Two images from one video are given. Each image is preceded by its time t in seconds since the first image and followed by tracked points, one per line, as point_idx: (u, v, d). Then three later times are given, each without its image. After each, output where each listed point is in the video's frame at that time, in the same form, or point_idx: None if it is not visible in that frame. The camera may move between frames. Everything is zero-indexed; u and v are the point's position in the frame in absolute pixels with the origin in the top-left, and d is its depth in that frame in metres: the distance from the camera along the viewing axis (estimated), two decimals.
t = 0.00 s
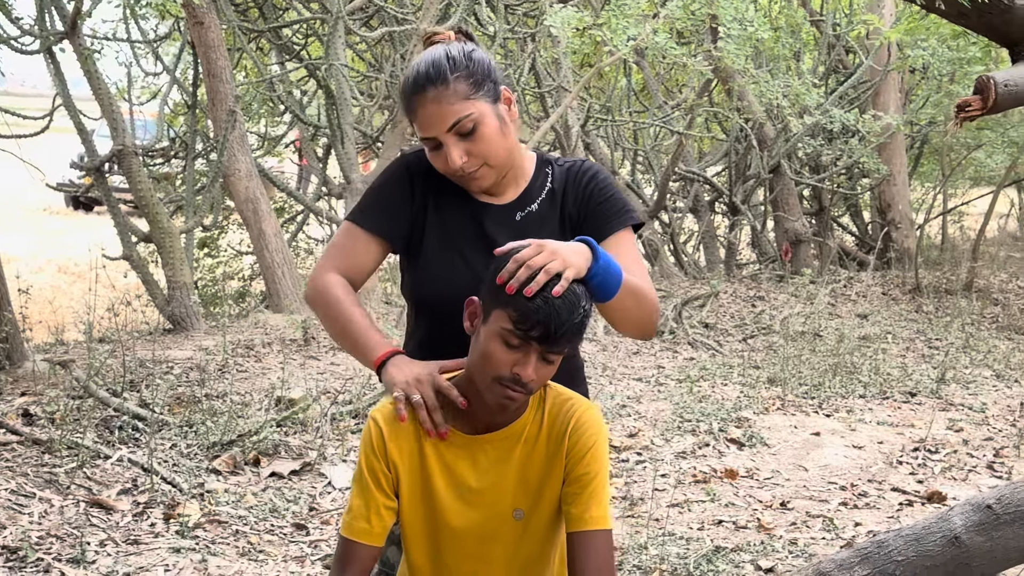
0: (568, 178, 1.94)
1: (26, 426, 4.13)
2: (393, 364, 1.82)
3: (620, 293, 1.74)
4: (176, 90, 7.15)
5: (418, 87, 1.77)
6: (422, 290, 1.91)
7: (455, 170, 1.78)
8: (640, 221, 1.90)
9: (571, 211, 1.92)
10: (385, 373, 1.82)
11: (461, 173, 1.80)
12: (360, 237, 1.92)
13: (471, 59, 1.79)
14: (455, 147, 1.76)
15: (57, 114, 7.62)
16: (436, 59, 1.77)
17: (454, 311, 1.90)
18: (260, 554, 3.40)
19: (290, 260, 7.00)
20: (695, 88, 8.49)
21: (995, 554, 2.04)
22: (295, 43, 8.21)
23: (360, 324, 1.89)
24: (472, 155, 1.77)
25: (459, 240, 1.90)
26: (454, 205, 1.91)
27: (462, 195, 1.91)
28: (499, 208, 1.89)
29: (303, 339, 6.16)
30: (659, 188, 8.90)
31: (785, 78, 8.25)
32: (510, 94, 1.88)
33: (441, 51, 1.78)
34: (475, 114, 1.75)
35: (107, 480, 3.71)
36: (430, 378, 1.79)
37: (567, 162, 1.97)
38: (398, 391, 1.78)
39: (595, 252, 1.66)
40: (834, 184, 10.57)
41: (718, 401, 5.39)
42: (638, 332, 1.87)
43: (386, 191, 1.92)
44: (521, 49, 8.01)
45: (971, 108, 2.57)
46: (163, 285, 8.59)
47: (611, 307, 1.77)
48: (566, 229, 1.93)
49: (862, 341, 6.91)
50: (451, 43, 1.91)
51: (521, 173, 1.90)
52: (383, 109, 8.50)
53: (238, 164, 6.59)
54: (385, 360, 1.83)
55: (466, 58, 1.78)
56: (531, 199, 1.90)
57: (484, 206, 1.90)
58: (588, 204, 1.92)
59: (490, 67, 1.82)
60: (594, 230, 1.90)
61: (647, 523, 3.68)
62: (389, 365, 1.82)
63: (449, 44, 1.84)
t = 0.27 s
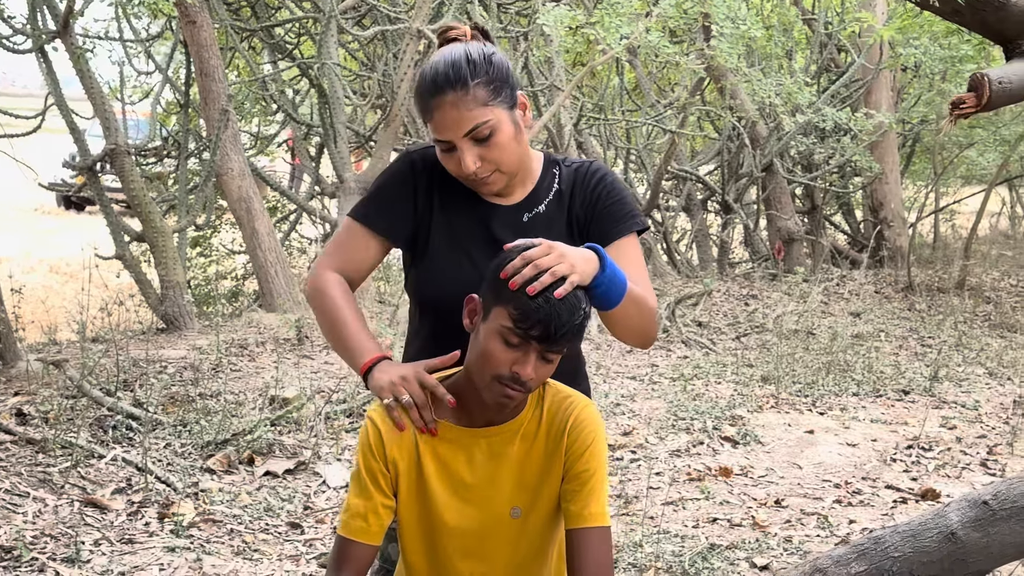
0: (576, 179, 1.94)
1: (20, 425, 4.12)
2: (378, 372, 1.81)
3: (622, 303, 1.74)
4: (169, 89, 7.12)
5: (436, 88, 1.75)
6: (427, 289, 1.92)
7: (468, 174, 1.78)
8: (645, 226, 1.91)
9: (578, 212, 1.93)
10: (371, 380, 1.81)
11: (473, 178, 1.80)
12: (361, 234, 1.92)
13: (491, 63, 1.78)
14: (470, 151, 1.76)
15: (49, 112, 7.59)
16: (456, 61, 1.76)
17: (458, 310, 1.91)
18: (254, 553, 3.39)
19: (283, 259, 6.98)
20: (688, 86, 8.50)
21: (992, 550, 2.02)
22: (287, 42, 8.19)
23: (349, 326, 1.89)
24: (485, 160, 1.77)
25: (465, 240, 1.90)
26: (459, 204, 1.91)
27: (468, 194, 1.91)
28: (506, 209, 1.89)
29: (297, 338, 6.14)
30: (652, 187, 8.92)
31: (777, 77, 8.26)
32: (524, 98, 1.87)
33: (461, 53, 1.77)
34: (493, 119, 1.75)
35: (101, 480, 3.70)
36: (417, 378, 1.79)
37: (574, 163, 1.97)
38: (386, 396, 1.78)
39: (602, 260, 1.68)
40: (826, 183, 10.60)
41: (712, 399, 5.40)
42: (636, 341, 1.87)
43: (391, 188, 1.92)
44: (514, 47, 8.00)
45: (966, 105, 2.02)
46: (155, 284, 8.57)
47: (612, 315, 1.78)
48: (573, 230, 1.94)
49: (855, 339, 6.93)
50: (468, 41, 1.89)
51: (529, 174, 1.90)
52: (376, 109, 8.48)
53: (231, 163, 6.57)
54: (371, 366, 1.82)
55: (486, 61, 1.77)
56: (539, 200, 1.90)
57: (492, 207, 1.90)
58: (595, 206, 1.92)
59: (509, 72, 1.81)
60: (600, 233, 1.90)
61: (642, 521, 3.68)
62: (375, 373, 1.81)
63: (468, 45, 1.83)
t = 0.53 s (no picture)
0: (584, 183, 1.95)
1: (14, 427, 4.10)
2: (387, 373, 1.74)
3: (622, 312, 1.75)
4: (161, 89, 7.10)
5: (453, 89, 1.75)
6: (432, 288, 1.92)
7: (479, 176, 1.78)
8: (650, 233, 1.92)
9: (585, 216, 1.93)
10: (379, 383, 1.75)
11: (483, 180, 1.80)
12: (369, 236, 1.91)
13: (509, 66, 1.78)
14: (483, 154, 1.76)
15: (40, 113, 7.55)
16: (475, 62, 1.76)
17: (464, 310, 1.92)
18: (250, 554, 3.39)
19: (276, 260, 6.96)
20: (679, 86, 8.51)
21: (988, 547, 2.03)
22: (279, 42, 8.17)
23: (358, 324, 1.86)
24: (498, 163, 1.78)
25: (471, 239, 1.90)
26: (466, 203, 1.91)
27: (474, 194, 1.91)
28: (514, 209, 1.90)
29: (290, 339, 6.13)
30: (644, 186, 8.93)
31: (769, 76, 8.28)
32: (537, 104, 1.88)
33: (479, 56, 1.77)
34: (508, 123, 1.75)
35: (95, 481, 3.68)
36: (418, 382, 1.72)
37: (583, 166, 1.97)
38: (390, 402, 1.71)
39: (607, 265, 1.68)
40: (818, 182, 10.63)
41: (706, 399, 5.41)
42: (634, 349, 1.87)
43: (398, 188, 1.92)
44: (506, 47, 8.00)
45: (960, 103, 2.00)
46: (148, 285, 8.53)
47: (611, 325, 1.78)
48: (579, 234, 1.94)
49: (848, 338, 6.96)
50: (483, 41, 1.88)
51: (537, 176, 1.90)
52: (369, 109, 8.47)
53: (224, 164, 6.55)
54: (382, 367, 1.76)
55: (504, 65, 1.78)
56: (546, 202, 1.90)
57: (499, 207, 1.90)
58: (602, 211, 1.93)
59: (525, 76, 1.82)
60: (606, 237, 1.91)
61: (637, 520, 3.69)
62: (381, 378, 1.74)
63: (485, 48, 1.83)
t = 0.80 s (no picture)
0: (586, 184, 1.95)
1: (6, 430, 4.09)
2: (391, 373, 1.73)
3: (614, 314, 1.75)
4: (152, 91, 7.08)
5: (464, 82, 1.76)
6: (433, 285, 1.92)
7: (482, 172, 1.78)
8: (649, 236, 1.92)
9: (587, 216, 1.93)
10: (382, 382, 1.74)
11: (485, 175, 1.80)
12: (372, 233, 1.91)
13: (519, 62, 1.79)
14: (489, 149, 1.77)
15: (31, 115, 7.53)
16: (486, 57, 1.77)
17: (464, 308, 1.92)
18: (244, 556, 3.38)
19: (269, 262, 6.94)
20: (671, 86, 8.53)
21: (981, 543, 2.03)
22: (270, 44, 8.16)
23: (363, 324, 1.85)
24: (503, 159, 1.78)
25: (472, 237, 1.90)
26: (467, 201, 1.91)
27: (476, 191, 1.91)
28: (515, 208, 1.90)
29: (283, 340, 6.11)
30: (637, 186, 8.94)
31: (760, 76, 8.30)
32: (545, 102, 1.88)
33: (491, 51, 1.77)
34: (515, 119, 1.76)
35: (88, 484, 3.67)
36: (423, 384, 1.72)
37: (585, 167, 1.97)
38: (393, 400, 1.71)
39: (600, 267, 1.68)
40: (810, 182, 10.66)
41: (699, 398, 5.42)
42: (624, 353, 1.87)
43: (400, 185, 1.92)
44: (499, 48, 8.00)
45: (951, 101, 1.98)
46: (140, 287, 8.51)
47: (603, 325, 1.79)
48: (580, 235, 1.94)
49: (841, 337, 6.98)
50: (493, 37, 1.87)
51: (539, 175, 1.90)
52: (361, 110, 8.47)
53: (216, 166, 6.54)
54: (384, 368, 1.75)
55: (515, 61, 1.78)
56: (548, 202, 1.90)
57: (501, 205, 1.90)
58: (604, 212, 1.93)
59: (534, 74, 1.82)
60: (607, 239, 1.91)
61: (631, 519, 3.69)
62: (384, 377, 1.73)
63: (497, 42, 1.84)
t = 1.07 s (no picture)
0: (583, 183, 1.94)
1: None
2: (390, 369, 1.78)
3: (603, 314, 1.75)
4: (144, 94, 7.07)
5: (469, 68, 1.76)
6: (429, 282, 1.91)
7: (480, 158, 1.78)
8: (644, 239, 1.92)
9: (583, 215, 1.93)
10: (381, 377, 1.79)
11: (483, 164, 1.80)
12: (371, 234, 1.91)
13: (524, 54, 1.80)
14: (489, 136, 1.77)
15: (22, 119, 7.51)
16: (493, 45, 1.78)
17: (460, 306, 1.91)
18: (237, 558, 3.37)
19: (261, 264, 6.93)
20: (663, 86, 8.53)
21: (971, 540, 2.05)
22: (262, 47, 8.15)
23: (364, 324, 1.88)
24: (502, 147, 1.78)
25: (469, 234, 1.90)
26: (464, 198, 1.90)
27: (473, 188, 1.91)
28: (512, 205, 1.89)
29: (276, 343, 6.10)
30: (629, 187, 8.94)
31: (752, 76, 8.31)
32: (546, 97, 1.89)
33: (499, 39, 1.79)
34: (516, 107, 1.76)
35: (81, 487, 3.66)
36: (424, 379, 1.76)
37: (583, 168, 1.98)
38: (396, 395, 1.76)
39: (590, 268, 1.68)
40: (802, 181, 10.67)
41: (692, 398, 5.42)
42: (614, 351, 1.87)
43: (398, 183, 1.92)
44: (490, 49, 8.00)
45: (940, 100, 1.99)
46: (132, 291, 8.49)
47: (592, 325, 1.78)
48: (576, 234, 1.94)
49: (833, 336, 6.99)
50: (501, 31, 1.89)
51: (536, 173, 1.90)
52: (352, 112, 8.46)
53: (207, 168, 6.52)
54: (383, 362, 1.80)
55: (520, 52, 1.79)
56: (545, 199, 1.90)
57: (498, 202, 1.90)
58: (600, 211, 1.93)
59: (538, 68, 1.83)
60: (602, 238, 1.91)
61: (624, 519, 3.69)
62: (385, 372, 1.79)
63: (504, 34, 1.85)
